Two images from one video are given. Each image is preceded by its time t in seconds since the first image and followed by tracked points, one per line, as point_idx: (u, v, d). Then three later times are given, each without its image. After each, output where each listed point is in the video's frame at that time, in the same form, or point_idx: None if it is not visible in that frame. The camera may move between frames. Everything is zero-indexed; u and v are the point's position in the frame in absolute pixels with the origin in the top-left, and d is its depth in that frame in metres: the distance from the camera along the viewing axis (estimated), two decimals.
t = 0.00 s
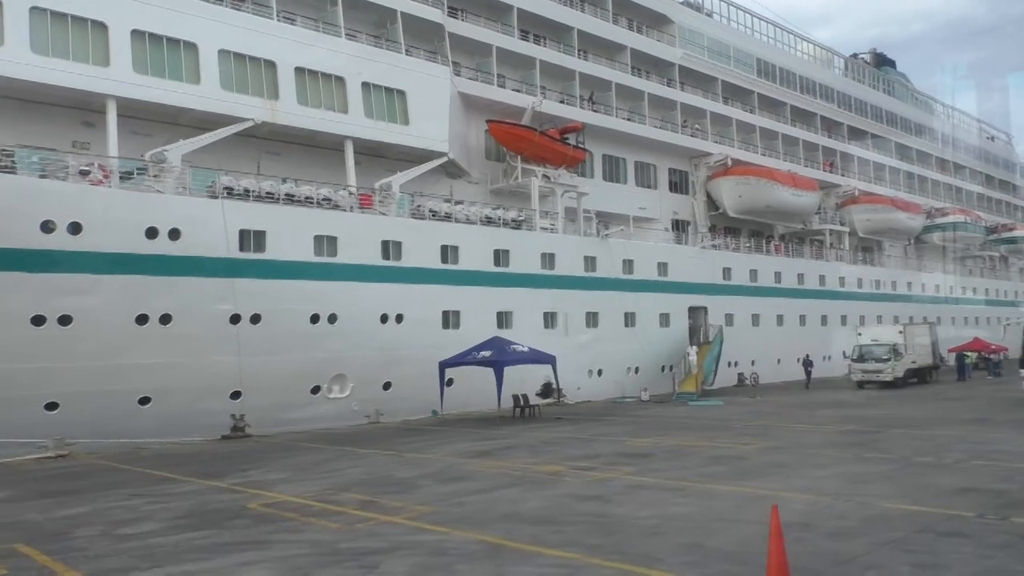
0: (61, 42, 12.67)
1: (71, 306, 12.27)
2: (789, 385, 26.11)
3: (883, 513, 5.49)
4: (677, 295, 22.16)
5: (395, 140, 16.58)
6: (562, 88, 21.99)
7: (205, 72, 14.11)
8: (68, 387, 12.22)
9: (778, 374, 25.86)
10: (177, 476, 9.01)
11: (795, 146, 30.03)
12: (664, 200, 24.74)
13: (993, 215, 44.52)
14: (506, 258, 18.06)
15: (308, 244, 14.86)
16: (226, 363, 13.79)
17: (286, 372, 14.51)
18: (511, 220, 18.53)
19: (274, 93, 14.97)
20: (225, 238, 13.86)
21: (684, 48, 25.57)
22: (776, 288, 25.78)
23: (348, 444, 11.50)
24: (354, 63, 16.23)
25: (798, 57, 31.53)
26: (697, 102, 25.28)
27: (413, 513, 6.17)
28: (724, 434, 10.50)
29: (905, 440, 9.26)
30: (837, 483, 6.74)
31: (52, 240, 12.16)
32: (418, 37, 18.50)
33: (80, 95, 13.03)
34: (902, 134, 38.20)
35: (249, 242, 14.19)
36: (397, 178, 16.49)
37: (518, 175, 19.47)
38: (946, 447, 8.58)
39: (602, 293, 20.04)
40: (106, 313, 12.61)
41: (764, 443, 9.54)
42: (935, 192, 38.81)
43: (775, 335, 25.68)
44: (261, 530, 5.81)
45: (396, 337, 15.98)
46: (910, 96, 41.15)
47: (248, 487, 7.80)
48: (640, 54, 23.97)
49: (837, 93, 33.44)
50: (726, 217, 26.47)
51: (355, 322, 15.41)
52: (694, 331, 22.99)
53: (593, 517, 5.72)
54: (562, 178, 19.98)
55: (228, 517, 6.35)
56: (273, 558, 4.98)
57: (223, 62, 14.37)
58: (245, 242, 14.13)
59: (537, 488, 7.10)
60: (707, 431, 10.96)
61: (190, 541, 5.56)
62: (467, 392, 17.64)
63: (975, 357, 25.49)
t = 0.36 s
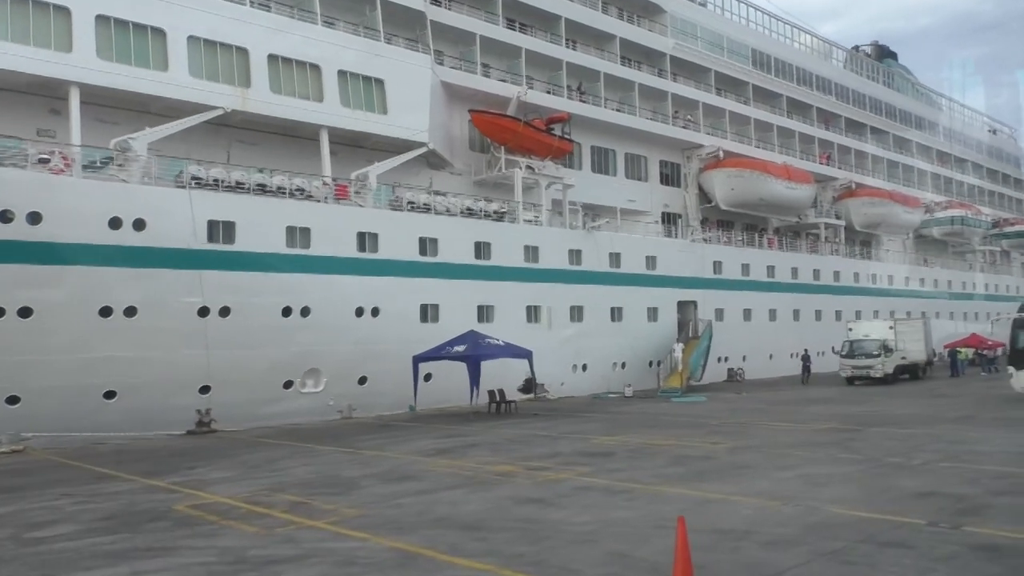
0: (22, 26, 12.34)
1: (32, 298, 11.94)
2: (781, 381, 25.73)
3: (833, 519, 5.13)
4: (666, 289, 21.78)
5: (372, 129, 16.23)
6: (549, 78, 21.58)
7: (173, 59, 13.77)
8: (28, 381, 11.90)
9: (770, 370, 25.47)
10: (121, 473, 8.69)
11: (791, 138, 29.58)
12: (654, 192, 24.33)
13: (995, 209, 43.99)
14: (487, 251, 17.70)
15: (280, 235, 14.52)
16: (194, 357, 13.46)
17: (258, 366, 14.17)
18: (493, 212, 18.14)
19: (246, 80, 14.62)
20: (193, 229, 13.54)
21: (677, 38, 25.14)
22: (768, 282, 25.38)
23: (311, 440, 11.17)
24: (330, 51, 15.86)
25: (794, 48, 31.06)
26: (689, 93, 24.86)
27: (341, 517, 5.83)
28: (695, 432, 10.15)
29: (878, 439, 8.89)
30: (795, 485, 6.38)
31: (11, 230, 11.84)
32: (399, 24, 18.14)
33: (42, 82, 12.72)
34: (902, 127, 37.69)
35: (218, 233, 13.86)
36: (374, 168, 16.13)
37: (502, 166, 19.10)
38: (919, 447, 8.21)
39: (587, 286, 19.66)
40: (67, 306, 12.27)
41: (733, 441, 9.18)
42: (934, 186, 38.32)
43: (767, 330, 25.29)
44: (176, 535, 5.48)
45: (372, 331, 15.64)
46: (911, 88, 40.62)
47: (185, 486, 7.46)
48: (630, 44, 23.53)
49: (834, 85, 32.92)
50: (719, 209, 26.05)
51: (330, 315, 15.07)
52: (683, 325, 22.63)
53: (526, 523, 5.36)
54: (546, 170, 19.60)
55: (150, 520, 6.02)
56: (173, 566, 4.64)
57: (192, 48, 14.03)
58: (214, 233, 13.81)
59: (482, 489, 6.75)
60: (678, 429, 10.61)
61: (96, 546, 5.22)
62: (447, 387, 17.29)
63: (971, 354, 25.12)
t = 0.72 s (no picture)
0: None
1: None
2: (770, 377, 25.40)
3: (770, 528, 4.84)
4: (652, 283, 21.45)
5: (347, 119, 15.88)
6: (534, 68, 21.21)
7: (138, 46, 13.45)
8: None
9: (760, 365, 25.15)
10: (62, 471, 8.41)
11: (784, 130, 29.18)
12: (643, 185, 23.97)
13: (994, 204, 43.56)
14: (466, 244, 17.39)
15: (250, 227, 14.21)
16: (159, 352, 13.16)
17: (227, 361, 13.88)
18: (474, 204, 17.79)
19: (215, 69, 14.28)
20: (158, 220, 13.25)
21: (666, 29, 24.75)
22: (758, 277, 25.04)
23: (271, 437, 10.88)
24: (304, 39, 15.49)
25: (788, 39, 30.65)
26: (679, 85, 24.47)
27: (260, 522, 5.53)
28: (661, 431, 9.84)
29: (846, 439, 8.58)
30: (744, 490, 6.08)
31: None
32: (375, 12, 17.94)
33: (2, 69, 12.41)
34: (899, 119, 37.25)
35: (185, 225, 13.57)
36: (348, 159, 15.82)
37: (483, 158, 18.75)
38: (886, 448, 7.90)
39: (571, 280, 19.33)
40: (28, 299, 11.99)
41: (697, 441, 8.88)
42: (932, 180, 37.88)
43: (757, 325, 24.95)
44: (81, 542, 5.19)
45: (345, 325, 15.34)
46: (909, 81, 40.16)
47: (118, 487, 7.18)
48: (617, 34, 23.15)
49: (829, 77, 32.49)
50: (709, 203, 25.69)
51: (301, 309, 14.77)
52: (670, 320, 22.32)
53: (448, 530, 5.08)
54: (529, 162, 19.27)
55: (62, 524, 5.73)
56: None
57: (159, 36, 13.71)
58: (180, 225, 13.52)
59: (419, 492, 6.45)
60: (646, 427, 10.31)
61: None
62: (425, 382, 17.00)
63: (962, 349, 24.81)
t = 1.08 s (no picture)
0: None
1: None
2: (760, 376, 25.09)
3: (704, 542, 4.53)
4: (638, 281, 21.12)
5: (322, 114, 15.57)
6: (518, 63, 20.88)
7: (103, 37, 13.14)
8: None
9: (750, 364, 24.82)
10: None
11: (776, 127, 28.84)
12: (631, 182, 23.65)
13: (992, 202, 43.16)
14: (445, 240, 17.07)
15: (219, 222, 13.91)
16: (124, 349, 12.85)
17: (195, 360, 13.57)
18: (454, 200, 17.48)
19: (184, 61, 13.97)
20: (122, 215, 12.95)
21: (655, 23, 24.41)
22: (748, 275, 24.70)
23: (230, 437, 10.59)
24: (278, 31, 15.18)
25: (781, 35, 30.29)
26: (668, 80, 24.13)
27: (174, 532, 5.24)
28: (628, 433, 9.52)
29: (814, 443, 8.26)
30: (692, 498, 5.77)
31: None
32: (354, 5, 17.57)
33: None
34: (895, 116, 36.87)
35: (151, 220, 13.27)
36: (323, 154, 15.52)
37: (464, 153, 18.42)
38: (853, 452, 7.57)
39: (554, 278, 19.01)
40: None
41: (660, 445, 8.56)
42: (928, 177, 37.53)
43: (746, 324, 24.64)
44: None
45: (318, 323, 15.03)
46: (906, 77, 39.76)
47: (47, 491, 6.89)
48: (605, 28, 22.80)
49: (824, 74, 32.11)
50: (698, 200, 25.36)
51: (273, 307, 14.47)
52: (657, 318, 22.02)
53: (364, 543, 4.78)
54: (511, 157, 18.94)
55: None
56: None
57: (125, 28, 13.40)
58: (146, 220, 13.22)
59: (353, 498, 6.16)
60: (614, 429, 9.98)
61: None
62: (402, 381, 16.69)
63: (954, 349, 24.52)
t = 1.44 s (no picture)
0: None
1: None
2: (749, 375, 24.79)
3: (631, 554, 4.25)
4: (623, 278, 20.83)
5: (296, 106, 15.27)
6: (503, 57, 20.57)
7: (68, 25, 12.85)
8: None
9: (738, 363, 24.54)
10: None
11: (768, 124, 28.52)
12: (618, 178, 23.34)
13: (989, 200, 42.81)
14: (424, 236, 16.77)
15: (187, 216, 13.61)
16: (89, 346, 12.55)
17: (163, 357, 13.27)
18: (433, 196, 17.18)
19: (152, 51, 13.68)
20: (87, 208, 12.64)
21: (644, 18, 24.10)
22: (738, 273, 24.40)
23: (188, 437, 10.31)
24: (251, 21, 14.88)
25: (774, 31, 29.96)
26: (656, 75, 23.81)
27: (83, 538, 4.97)
28: (593, 434, 9.24)
29: (780, 446, 7.97)
30: (635, 504, 5.49)
31: None
32: None
33: None
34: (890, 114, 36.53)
35: (116, 214, 12.97)
36: (297, 147, 15.20)
37: (445, 148, 18.11)
38: (817, 455, 7.28)
39: (536, 275, 18.72)
40: None
41: (622, 447, 8.27)
42: (923, 176, 37.20)
43: (735, 323, 24.34)
44: None
45: (291, 319, 14.72)
46: (901, 74, 39.42)
47: None
48: (592, 22, 22.49)
49: (818, 70, 31.77)
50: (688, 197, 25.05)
51: (244, 303, 14.17)
52: (643, 317, 21.73)
53: (274, 552, 4.50)
54: (493, 153, 18.62)
55: None
56: None
57: (91, 16, 13.11)
58: (112, 213, 12.93)
59: (284, 503, 5.89)
60: (580, 429, 9.70)
61: None
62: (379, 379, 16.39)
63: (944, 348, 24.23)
